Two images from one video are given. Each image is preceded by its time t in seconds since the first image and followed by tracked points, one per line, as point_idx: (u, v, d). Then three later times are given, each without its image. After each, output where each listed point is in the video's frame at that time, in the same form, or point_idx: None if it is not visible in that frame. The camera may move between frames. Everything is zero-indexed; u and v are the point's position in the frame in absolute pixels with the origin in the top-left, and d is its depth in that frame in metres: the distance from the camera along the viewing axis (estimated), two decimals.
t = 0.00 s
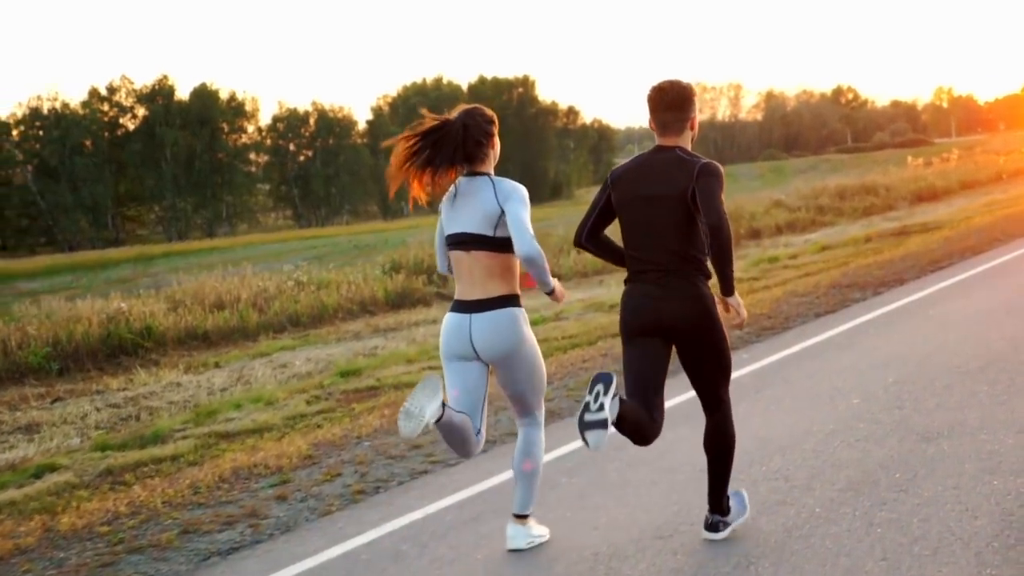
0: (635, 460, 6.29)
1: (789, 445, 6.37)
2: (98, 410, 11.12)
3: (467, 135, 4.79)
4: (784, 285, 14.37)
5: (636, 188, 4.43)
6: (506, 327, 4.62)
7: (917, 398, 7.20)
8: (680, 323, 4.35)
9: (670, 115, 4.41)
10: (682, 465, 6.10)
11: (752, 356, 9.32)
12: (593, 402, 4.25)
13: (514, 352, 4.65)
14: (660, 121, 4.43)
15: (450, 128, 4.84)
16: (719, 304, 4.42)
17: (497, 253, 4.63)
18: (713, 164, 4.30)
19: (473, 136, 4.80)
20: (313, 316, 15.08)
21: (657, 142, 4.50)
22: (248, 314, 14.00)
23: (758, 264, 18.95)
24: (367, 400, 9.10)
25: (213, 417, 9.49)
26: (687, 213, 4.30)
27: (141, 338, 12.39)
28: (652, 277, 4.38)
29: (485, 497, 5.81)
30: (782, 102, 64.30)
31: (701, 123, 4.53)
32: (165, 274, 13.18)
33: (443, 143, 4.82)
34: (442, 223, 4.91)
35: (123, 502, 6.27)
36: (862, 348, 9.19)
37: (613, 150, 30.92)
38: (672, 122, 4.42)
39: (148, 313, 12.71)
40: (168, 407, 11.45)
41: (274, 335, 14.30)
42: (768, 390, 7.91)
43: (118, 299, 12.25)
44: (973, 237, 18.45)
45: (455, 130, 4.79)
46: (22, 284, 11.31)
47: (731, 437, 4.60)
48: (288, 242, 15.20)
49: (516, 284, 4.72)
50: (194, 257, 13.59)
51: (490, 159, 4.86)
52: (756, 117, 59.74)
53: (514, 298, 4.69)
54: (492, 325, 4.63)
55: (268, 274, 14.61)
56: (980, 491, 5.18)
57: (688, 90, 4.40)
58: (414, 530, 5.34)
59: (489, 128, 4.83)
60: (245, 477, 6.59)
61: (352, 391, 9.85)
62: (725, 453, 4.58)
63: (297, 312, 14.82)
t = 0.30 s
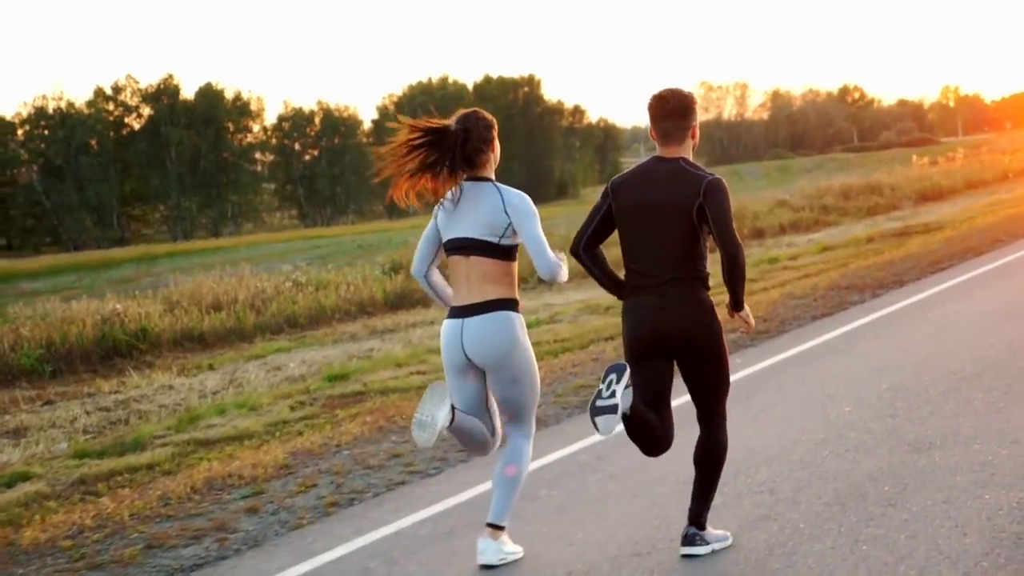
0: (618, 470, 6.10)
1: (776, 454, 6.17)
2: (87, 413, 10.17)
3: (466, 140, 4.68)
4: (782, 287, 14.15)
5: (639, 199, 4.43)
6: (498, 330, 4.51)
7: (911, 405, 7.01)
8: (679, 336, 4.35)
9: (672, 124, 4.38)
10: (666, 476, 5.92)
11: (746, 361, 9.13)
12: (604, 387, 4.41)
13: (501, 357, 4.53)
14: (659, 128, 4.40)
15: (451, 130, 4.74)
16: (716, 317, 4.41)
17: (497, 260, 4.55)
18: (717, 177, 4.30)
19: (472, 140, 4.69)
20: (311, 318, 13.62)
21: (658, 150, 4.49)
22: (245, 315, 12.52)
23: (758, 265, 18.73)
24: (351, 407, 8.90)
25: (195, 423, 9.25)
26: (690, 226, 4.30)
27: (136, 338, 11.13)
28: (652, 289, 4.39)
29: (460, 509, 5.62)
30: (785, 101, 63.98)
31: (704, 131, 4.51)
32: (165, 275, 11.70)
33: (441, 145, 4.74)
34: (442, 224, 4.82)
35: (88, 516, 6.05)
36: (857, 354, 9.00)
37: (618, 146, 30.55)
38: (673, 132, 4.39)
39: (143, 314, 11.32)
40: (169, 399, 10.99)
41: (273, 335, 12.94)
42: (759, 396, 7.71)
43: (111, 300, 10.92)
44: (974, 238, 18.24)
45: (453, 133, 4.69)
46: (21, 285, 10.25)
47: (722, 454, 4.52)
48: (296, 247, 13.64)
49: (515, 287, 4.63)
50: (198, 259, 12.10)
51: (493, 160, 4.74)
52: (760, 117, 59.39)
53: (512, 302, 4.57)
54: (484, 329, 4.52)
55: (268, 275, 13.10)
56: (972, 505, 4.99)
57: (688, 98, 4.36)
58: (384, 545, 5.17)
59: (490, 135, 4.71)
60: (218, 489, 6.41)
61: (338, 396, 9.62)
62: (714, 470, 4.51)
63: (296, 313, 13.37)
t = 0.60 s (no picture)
0: (599, 480, 5.92)
1: (762, 463, 6.00)
2: (74, 417, 11.12)
3: (468, 137, 4.53)
4: (777, 287, 14.02)
5: (636, 201, 4.30)
6: (491, 332, 4.36)
7: (903, 410, 6.84)
8: (673, 342, 4.22)
9: (669, 125, 4.27)
10: (648, 486, 5.75)
11: (736, 365, 8.97)
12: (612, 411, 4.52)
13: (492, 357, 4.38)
14: (656, 130, 4.29)
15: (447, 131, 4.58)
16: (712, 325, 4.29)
17: (499, 257, 4.41)
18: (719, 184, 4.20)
19: (473, 139, 4.56)
20: (309, 317, 15.39)
21: (654, 153, 4.37)
22: (240, 316, 14.50)
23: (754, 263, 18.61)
24: (335, 410, 8.76)
25: (176, 427, 9.14)
26: (690, 232, 4.19)
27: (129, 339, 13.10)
28: (648, 293, 4.27)
29: (433, 522, 5.44)
30: (790, 100, 63.99)
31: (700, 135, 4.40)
32: (164, 276, 14.47)
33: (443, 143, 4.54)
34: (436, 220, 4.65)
35: (53, 526, 5.89)
36: (851, 357, 8.84)
37: (619, 144, 30.44)
38: (671, 134, 4.28)
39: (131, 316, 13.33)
40: (144, 413, 11.26)
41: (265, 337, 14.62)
42: (749, 401, 7.54)
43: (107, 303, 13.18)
44: (973, 238, 18.08)
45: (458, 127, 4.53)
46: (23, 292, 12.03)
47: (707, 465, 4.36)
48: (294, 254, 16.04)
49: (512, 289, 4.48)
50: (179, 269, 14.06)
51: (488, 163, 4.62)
52: (763, 118, 59.41)
53: (507, 302, 4.43)
54: (478, 330, 4.37)
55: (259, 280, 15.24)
56: (959, 518, 4.82)
57: (686, 101, 4.26)
58: (354, 560, 5.00)
59: (489, 133, 4.60)
60: (189, 497, 6.25)
61: (322, 399, 9.51)
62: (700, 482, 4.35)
63: (290, 315, 15.16)
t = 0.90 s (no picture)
0: (574, 492, 5.74)
1: (743, 474, 5.81)
2: (60, 418, 11.06)
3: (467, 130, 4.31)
4: (771, 288, 13.85)
5: (630, 190, 4.15)
6: (487, 325, 4.21)
7: (892, 417, 6.66)
8: (667, 340, 4.07)
9: (663, 117, 4.15)
10: (625, 500, 5.57)
11: (724, 369, 8.79)
12: (627, 461, 4.44)
13: (487, 343, 4.22)
14: (651, 123, 4.16)
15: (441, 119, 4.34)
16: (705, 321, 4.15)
17: (502, 248, 4.26)
18: (719, 177, 4.10)
19: (467, 129, 4.34)
20: (301, 319, 15.23)
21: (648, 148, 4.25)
22: (232, 316, 14.47)
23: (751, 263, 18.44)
24: (314, 416, 8.60)
25: (153, 433, 8.99)
26: (690, 226, 4.08)
27: (119, 340, 13.18)
28: (643, 286, 4.13)
29: (400, 537, 5.25)
30: (793, 96, 63.75)
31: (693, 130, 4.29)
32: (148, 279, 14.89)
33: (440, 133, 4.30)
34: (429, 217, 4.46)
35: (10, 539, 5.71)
36: (840, 361, 8.66)
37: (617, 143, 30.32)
38: (665, 126, 4.16)
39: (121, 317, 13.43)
40: (128, 414, 11.14)
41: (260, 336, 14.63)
42: (735, 407, 7.36)
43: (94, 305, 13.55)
44: (970, 237, 17.90)
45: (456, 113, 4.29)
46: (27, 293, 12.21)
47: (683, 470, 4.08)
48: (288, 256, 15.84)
49: (509, 280, 4.35)
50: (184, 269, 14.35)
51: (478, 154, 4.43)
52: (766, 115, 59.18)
53: (504, 299, 4.29)
54: (476, 324, 4.22)
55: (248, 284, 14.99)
56: (943, 534, 4.63)
57: (679, 93, 4.15)
58: None
59: (483, 125, 4.38)
60: (154, 509, 6.06)
61: (303, 404, 9.34)
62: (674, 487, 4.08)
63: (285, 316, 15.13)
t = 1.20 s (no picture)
0: (552, 503, 5.56)
1: (726, 484, 5.63)
2: (46, 421, 10.82)
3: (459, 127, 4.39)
4: (764, 289, 13.64)
5: (627, 180, 4.13)
6: (485, 317, 4.32)
7: (882, 424, 6.48)
8: (662, 330, 4.06)
9: (656, 109, 4.17)
10: (603, 512, 5.40)
11: (713, 373, 8.61)
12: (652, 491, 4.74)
13: (479, 336, 4.31)
14: (643, 112, 4.19)
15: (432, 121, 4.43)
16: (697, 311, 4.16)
17: (500, 241, 4.39)
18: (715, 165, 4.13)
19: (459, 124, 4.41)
20: (296, 318, 14.99)
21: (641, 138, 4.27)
22: (225, 316, 14.26)
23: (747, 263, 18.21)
24: (295, 421, 8.42)
25: (129, 438, 8.78)
26: (690, 215, 4.10)
27: (109, 340, 12.93)
28: (643, 276, 4.11)
29: (370, 551, 5.08)
30: (795, 91, 63.36)
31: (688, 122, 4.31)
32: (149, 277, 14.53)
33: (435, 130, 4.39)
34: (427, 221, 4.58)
35: None
36: (832, 365, 8.48)
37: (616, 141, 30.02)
38: (658, 117, 4.18)
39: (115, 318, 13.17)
40: (115, 416, 10.93)
41: (254, 336, 14.40)
42: (721, 412, 7.18)
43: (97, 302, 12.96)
44: (969, 237, 17.70)
45: (445, 109, 4.36)
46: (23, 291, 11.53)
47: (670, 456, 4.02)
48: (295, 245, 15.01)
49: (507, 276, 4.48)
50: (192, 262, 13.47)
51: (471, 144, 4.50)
52: (767, 112, 58.63)
53: (503, 294, 4.41)
54: (475, 314, 4.33)
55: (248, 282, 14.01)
56: (928, 550, 4.45)
57: (671, 83, 4.18)
58: None
59: (476, 115, 4.45)
60: (121, 519, 5.89)
61: (284, 408, 9.15)
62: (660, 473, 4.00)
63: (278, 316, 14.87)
